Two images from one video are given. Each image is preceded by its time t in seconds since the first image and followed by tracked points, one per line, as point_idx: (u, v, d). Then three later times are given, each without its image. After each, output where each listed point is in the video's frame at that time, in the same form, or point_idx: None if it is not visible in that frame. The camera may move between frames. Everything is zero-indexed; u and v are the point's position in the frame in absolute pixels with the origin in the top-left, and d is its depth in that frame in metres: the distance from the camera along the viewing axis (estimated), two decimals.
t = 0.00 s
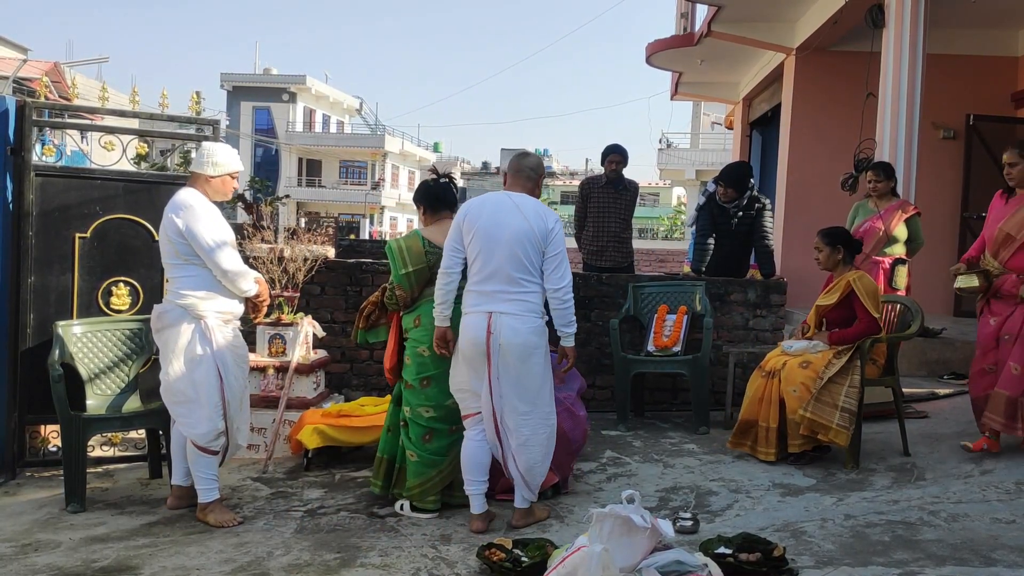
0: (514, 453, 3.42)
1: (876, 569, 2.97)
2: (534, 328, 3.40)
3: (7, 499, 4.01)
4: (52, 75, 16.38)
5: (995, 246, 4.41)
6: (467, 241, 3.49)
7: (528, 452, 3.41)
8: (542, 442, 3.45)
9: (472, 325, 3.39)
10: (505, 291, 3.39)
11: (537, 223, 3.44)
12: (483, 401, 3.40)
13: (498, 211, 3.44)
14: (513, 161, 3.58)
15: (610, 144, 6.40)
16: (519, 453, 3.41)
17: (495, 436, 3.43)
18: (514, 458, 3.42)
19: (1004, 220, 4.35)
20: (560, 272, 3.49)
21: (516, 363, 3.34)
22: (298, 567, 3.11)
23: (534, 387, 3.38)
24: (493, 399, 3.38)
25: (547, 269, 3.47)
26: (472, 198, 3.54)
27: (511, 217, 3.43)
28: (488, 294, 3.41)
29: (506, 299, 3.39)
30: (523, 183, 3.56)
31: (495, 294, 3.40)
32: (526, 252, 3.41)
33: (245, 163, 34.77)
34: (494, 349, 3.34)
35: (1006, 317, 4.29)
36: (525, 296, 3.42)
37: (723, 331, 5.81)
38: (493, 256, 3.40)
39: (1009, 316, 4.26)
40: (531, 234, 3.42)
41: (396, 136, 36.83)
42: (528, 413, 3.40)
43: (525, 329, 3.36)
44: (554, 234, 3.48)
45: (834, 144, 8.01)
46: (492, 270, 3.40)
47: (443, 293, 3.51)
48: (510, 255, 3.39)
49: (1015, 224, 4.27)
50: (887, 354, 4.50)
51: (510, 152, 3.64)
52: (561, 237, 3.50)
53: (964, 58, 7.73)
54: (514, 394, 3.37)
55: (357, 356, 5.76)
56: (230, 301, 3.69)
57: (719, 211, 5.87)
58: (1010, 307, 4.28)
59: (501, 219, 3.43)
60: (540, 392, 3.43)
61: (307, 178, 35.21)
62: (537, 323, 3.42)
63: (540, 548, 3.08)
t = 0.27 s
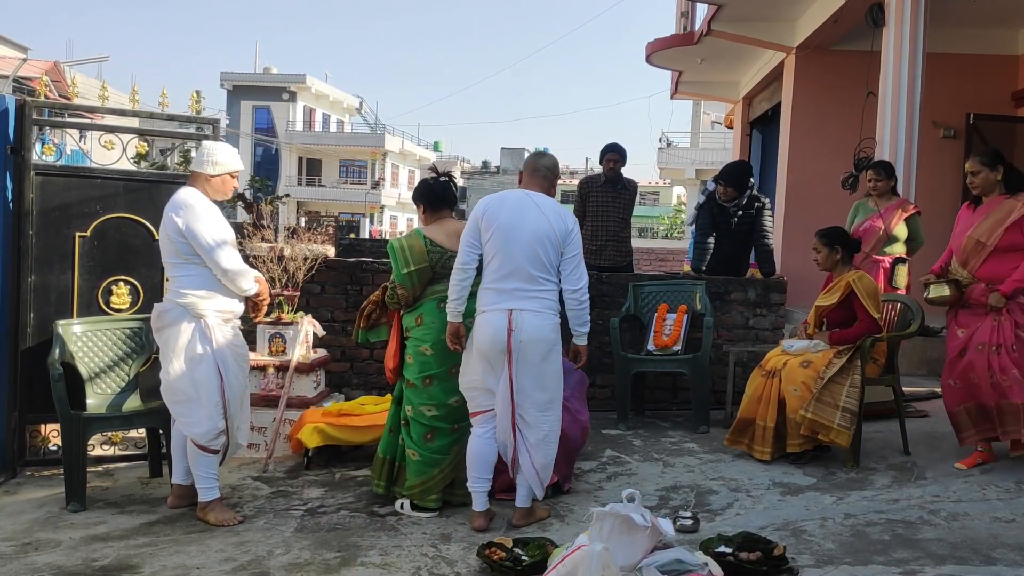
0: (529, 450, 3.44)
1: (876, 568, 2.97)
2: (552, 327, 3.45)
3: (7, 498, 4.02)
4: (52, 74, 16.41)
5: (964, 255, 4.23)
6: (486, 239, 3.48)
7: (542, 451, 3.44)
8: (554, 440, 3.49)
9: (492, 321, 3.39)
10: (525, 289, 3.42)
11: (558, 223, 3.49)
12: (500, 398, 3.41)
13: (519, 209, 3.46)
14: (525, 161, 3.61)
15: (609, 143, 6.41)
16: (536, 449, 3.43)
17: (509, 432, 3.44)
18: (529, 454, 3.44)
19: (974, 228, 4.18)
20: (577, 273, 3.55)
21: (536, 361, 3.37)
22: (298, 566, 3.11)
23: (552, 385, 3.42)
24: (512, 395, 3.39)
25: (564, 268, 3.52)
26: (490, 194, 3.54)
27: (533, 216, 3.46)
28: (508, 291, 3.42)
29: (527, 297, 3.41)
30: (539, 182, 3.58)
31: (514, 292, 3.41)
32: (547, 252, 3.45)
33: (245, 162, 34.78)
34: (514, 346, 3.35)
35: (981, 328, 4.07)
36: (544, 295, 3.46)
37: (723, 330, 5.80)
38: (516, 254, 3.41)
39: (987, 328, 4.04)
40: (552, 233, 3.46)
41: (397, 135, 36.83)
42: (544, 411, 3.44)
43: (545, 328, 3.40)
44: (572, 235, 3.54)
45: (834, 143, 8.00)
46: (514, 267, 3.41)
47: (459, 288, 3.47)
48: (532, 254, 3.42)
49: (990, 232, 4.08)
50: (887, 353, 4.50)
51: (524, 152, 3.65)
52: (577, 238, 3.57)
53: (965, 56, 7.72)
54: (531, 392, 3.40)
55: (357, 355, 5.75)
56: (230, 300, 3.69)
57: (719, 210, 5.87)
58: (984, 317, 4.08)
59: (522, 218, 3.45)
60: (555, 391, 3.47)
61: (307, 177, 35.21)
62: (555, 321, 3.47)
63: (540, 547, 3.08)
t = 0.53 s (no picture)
0: (533, 447, 3.44)
1: (877, 566, 2.97)
2: (561, 326, 3.45)
3: (7, 496, 4.02)
4: (52, 73, 16.42)
5: (928, 256, 3.96)
6: (498, 236, 3.47)
7: (548, 449, 3.44)
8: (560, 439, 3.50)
9: (502, 318, 3.38)
10: (536, 288, 3.42)
11: (569, 222, 3.49)
12: (507, 396, 3.41)
13: (532, 208, 3.46)
14: (535, 159, 3.61)
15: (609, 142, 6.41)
16: (541, 446, 3.43)
17: (514, 430, 3.44)
18: (533, 452, 3.44)
19: (941, 228, 3.91)
20: (587, 272, 3.55)
21: (544, 360, 3.38)
22: (298, 564, 3.11)
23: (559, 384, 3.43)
24: (519, 392, 3.39)
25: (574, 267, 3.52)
26: (502, 192, 3.53)
27: (545, 214, 3.46)
28: (518, 289, 3.42)
29: (537, 295, 3.42)
30: (545, 180, 3.58)
31: (525, 290, 3.41)
32: (558, 251, 3.45)
33: (245, 161, 34.78)
34: (523, 344, 3.35)
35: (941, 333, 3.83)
36: (554, 294, 3.46)
37: (723, 328, 5.80)
38: (527, 252, 3.41)
39: (947, 333, 3.80)
40: (564, 233, 3.47)
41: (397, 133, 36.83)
42: (550, 410, 3.44)
43: (554, 327, 3.40)
44: (582, 234, 3.54)
45: (835, 141, 8.00)
46: (525, 265, 3.41)
47: (469, 286, 3.47)
48: (543, 252, 3.42)
49: (957, 232, 3.82)
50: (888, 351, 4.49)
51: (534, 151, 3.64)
52: (587, 238, 3.57)
53: (966, 54, 7.70)
54: (539, 390, 3.40)
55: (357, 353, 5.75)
56: (230, 298, 3.69)
57: (719, 208, 5.87)
58: (944, 321, 3.84)
59: (534, 216, 3.45)
60: (562, 390, 3.47)
61: (307, 176, 35.20)
62: (564, 320, 3.48)
63: (540, 545, 3.08)
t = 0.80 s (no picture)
0: (535, 445, 3.44)
1: (877, 564, 2.97)
2: (563, 324, 3.45)
3: (8, 494, 4.02)
4: (52, 71, 16.43)
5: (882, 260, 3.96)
6: (498, 236, 3.47)
7: (550, 447, 3.44)
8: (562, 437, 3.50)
9: (504, 317, 3.39)
10: (537, 286, 3.42)
11: (569, 219, 3.49)
12: (509, 394, 3.42)
13: (532, 207, 3.46)
14: (538, 157, 3.61)
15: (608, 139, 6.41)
16: (542, 444, 3.44)
17: (516, 427, 3.45)
18: (534, 450, 3.44)
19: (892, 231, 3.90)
20: (589, 269, 3.54)
21: (545, 358, 3.38)
22: (299, 562, 3.11)
23: (560, 382, 3.43)
24: (521, 390, 3.40)
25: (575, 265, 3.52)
26: (503, 191, 3.53)
27: (545, 213, 3.45)
28: (520, 288, 3.42)
29: (538, 294, 3.42)
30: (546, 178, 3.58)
31: (526, 288, 3.42)
32: (559, 249, 3.45)
33: (245, 159, 34.78)
34: (524, 342, 3.36)
35: (898, 339, 3.78)
36: (556, 292, 3.46)
37: (723, 326, 5.80)
38: (527, 250, 3.41)
39: (899, 337, 3.78)
40: (564, 230, 3.46)
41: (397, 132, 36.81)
42: (552, 407, 3.44)
43: (555, 325, 3.40)
44: (583, 231, 3.53)
45: (835, 139, 7.99)
46: (525, 264, 3.41)
47: (471, 285, 3.47)
48: (543, 251, 3.42)
49: (904, 234, 3.78)
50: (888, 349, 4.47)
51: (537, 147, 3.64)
52: (589, 233, 3.56)
53: (966, 52, 7.69)
54: (541, 388, 3.41)
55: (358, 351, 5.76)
56: (231, 296, 3.69)
57: (719, 206, 5.87)
58: (897, 325, 3.81)
59: (534, 215, 3.44)
60: (565, 387, 3.48)
61: (307, 174, 35.20)
62: (566, 318, 3.48)
63: (541, 543, 3.08)
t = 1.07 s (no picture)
0: (533, 444, 3.45)
1: (877, 563, 2.97)
2: (560, 321, 3.43)
3: (8, 493, 4.02)
4: (52, 70, 16.44)
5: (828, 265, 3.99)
6: (493, 237, 3.49)
7: (549, 445, 3.44)
8: (563, 435, 3.49)
9: (500, 316, 3.41)
10: (532, 285, 3.42)
11: (559, 215, 3.45)
12: (507, 394, 3.43)
13: (522, 207, 3.45)
14: (529, 154, 3.62)
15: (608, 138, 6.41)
16: (540, 443, 3.44)
17: (515, 426, 3.46)
18: (533, 449, 3.45)
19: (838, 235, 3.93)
20: (586, 263, 3.49)
21: (541, 356, 3.38)
22: (299, 561, 3.11)
23: (558, 380, 3.42)
24: (517, 389, 3.40)
25: (571, 261, 3.48)
26: (497, 192, 3.54)
27: (534, 212, 3.44)
28: (515, 288, 3.43)
29: (534, 292, 3.42)
30: (540, 175, 3.58)
31: (521, 288, 3.43)
32: (551, 246, 3.43)
33: (245, 158, 34.78)
34: (519, 341, 3.37)
35: (834, 343, 3.81)
36: (552, 290, 3.45)
37: (723, 325, 5.80)
38: (519, 249, 3.42)
39: (836, 341, 3.80)
40: (554, 227, 3.43)
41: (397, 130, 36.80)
42: (551, 406, 3.43)
43: (551, 323, 3.39)
44: (577, 227, 3.49)
45: (835, 138, 7.99)
46: (518, 263, 3.42)
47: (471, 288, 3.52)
48: (535, 250, 3.41)
49: (843, 238, 3.82)
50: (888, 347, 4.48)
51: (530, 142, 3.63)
52: (583, 226, 3.51)
53: (966, 50, 7.68)
54: (538, 387, 3.40)
55: (358, 351, 5.76)
56: (230, 295, 3.69)
57: (719, 205, 5.88)
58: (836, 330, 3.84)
59: (525, 214, 3.44)
60: (564, 386, 3.46)
61: (307, 173, 35.19)
62: (564, 316, 3.46)
63: (541, 542, 3.09)
